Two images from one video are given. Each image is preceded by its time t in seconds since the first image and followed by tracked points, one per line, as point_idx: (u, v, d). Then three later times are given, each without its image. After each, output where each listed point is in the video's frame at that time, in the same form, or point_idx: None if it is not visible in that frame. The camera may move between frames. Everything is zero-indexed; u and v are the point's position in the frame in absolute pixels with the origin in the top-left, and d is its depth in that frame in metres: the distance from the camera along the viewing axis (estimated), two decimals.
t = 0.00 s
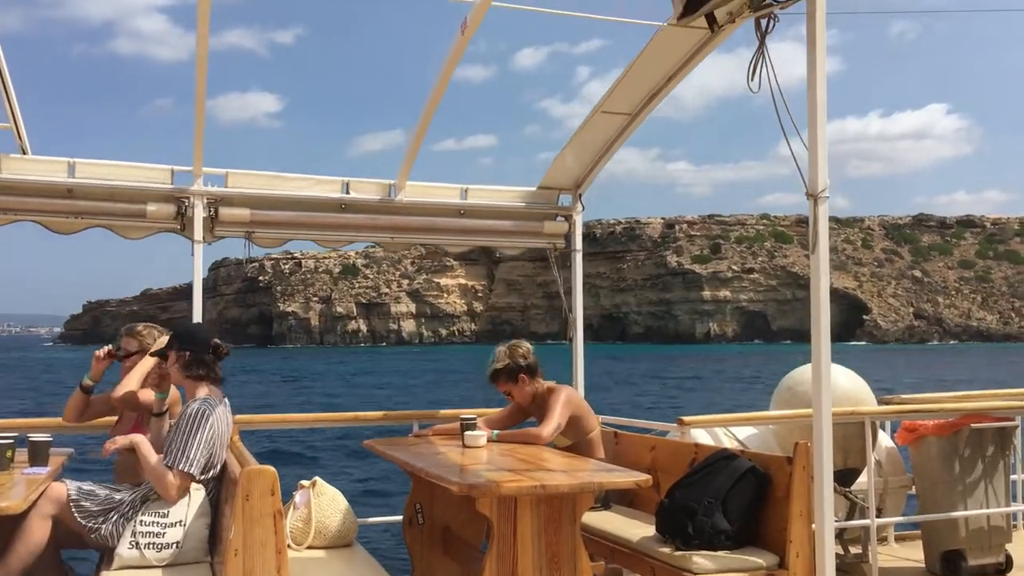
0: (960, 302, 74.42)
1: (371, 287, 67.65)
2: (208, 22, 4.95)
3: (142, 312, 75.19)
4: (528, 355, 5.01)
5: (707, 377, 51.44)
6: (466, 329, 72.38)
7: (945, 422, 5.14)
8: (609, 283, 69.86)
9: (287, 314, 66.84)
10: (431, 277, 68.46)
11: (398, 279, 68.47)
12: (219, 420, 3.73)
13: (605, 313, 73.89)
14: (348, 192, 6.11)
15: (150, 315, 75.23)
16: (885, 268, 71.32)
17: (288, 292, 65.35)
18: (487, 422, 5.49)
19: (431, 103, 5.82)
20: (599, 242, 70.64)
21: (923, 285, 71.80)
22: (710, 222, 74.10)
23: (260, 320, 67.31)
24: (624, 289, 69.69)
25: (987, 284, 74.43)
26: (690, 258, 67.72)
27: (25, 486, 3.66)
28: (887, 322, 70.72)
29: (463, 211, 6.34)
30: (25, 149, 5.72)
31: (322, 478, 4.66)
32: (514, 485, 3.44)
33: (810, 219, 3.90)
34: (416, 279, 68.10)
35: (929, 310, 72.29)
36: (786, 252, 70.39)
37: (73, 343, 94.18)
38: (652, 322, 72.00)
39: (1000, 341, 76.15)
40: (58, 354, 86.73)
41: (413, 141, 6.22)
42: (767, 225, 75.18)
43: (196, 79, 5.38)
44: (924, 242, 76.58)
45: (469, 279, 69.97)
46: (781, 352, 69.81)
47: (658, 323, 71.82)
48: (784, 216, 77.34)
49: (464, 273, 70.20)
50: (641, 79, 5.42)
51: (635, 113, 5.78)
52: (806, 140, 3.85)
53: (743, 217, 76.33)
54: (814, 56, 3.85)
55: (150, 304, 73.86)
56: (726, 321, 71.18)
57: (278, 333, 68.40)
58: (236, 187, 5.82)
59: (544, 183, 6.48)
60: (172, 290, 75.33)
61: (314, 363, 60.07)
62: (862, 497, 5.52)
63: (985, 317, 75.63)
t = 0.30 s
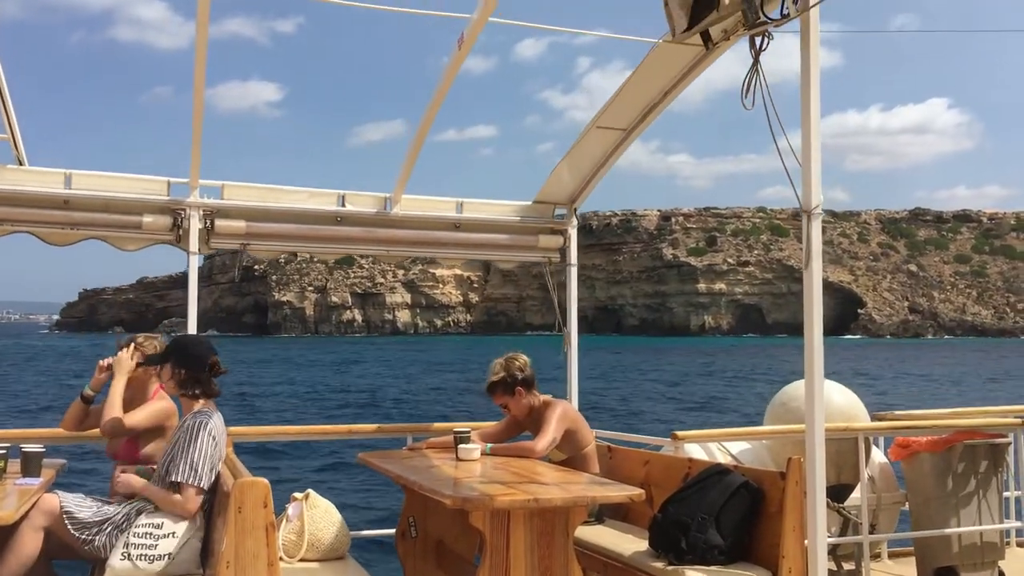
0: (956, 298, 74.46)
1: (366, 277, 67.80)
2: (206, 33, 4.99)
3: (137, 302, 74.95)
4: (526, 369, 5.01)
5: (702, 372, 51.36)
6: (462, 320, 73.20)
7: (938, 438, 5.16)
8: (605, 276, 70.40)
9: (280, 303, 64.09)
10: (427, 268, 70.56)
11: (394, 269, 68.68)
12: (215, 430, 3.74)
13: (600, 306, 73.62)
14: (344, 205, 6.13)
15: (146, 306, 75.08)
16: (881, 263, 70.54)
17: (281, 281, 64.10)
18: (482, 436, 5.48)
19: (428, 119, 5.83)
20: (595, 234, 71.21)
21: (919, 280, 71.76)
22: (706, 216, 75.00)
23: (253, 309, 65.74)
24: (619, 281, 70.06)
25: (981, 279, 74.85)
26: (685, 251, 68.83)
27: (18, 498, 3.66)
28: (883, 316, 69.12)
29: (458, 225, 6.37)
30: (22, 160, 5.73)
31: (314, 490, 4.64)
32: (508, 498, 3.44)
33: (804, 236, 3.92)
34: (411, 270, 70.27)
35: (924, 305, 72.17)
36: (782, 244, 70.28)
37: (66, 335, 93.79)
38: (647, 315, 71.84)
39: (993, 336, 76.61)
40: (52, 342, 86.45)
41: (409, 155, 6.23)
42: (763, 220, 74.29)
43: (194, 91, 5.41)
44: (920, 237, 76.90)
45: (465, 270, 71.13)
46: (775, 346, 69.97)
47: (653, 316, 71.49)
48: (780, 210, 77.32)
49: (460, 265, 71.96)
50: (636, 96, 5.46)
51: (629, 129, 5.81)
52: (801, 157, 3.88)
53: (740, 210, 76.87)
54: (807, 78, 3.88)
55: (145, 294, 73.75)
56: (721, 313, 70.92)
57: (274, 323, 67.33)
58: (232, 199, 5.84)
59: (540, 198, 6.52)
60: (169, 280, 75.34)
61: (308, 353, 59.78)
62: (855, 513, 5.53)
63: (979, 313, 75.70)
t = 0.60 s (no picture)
0: (953, 298, 73.83)
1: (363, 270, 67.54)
2: (206, 36, 4.98)
3: (135, 292, 74.88)
4: (521, 376, 5.00)
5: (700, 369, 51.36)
6: (459, 312, 73.73)
7: (934, 451, 5.16)
8: (602, 271, 70.58)
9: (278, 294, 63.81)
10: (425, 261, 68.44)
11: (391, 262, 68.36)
12: (210, 436, 3.73)
13: (597, 301, 73.59)
14: (342, 211, 6.12)
15: (143, 296, 75.09)
16: (879, 263, 70.77)
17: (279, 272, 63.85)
18: (477, 443, 5.47)
19: (426, 125, 5.84)
20: (593, 229, 71.90)
21: (916, 280, 71.84)
22: (705, 213, 74.42)
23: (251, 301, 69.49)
24: (617, 277, 70.36)
25: (980, 281, 74.41)
26: (684, 248, 68.79)
27: (10, 500, 3.63)
28: (880, 315, 69.49)
29: (456, 231, 6.36)
30: (19, 162, 5.72)
31: (308, 496, 4.63)
32: (503, 507, 3.43)
33: (802, 247, 3.92)
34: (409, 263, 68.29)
35: (921, 305, 72.14)
36: (781, 242, 69.80)
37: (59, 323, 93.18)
38: (644, 311, 71.96)
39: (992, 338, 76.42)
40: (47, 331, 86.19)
41: (408, 161, 6.23)
42: (762, 218, 74.59)
43: (192, 94, 5.41)
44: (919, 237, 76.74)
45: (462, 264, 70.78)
46: (772, 344, 70.02)
47: (650, 312, 71.65)
48: (779, 209, 77.16)
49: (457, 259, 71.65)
50: (635, 105, 5.47)
51: (628, 137, 5.81)
52: (799, 168, 3.88)
53: (739, 208, 76.50)
54: (808, 89, 3.89)
55: (143, 283, 73.68)
56: (718, 311, 70.80)
57: (271, 313, 67.69)
58: (230, 204, 5.83)
59: (538, 206, 6.52)
60: (168, 270, 75.44)
61: (305, 346, 59.68)
62: (850, 525, 5.51)
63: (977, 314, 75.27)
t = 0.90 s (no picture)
0: (950, 302, 74.04)
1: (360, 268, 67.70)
2: (207, 36, 4.99)
3: (133, 286, 75.01)
4: (518, 376, 5.01)
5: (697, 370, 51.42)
6: (456, 311, 73.96)
7: (930, 455, 5.18)
8: (599, 271, 70.80)
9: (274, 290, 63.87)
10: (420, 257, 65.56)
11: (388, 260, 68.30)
12: (207, 435, 3.73)
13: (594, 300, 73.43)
14: (340, 212, 6.12)
15: (141, 290, 75.14)
16: (876, 265, 71.08)
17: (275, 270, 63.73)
18: (474, 444, 5.48)
19: (425, 126, 5.86)
20: (591, 229, 71.35)
21: (914, 283, 71.93)
22: (704, 213, 74.12)
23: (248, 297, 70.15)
24: (614, 276, 70.12)
25: (978, 284, 74.54)
26: (681, 248, 68.50)
27: (7, 497, 3.63)
28: (877, 318, 69.25)
29: (454, 231, 6.37)
30: (17, 159, 5.72)
31: (306, 495, 4.62)
32: (499, 507, 3.43)
33: (801, 251, 3.91)
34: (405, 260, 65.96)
35: (919, 309, 72.28)
36: (778, 244, 70.02)
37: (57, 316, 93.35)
38: (641, 312, 71.89)
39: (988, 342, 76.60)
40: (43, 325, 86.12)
41: (407, 162, 6.22)
42: (760, 219, 74.20)
43: (192, 93, 5.42)
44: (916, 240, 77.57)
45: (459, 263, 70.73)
46: (769, 345, 70.13)
47: (647, 312, 71.78)
48: (777, 210, 77.01)
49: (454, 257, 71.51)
50: (635, 107, 5.46)
51: (627, 139, 5.82)
52: (798, 172, 3.89)
53: (737, 209, 76.32)
54: (806, 94, 3.90)
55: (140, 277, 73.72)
56: (715, 312, 71.65)
57: (267, 309, 68.95)
58: (228, 204, 5.84)
59: (537, 208, 6.53)
60: (165, 264, 75.39)
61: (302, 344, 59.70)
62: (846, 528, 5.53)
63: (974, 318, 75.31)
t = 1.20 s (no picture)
0: (948, 307, 74.49)
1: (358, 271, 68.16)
2: (206, 33, 4.97)
3: (131, 287, 74.96)
4: (515, 374, 5.00)
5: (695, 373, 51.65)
6: (454, 314, 73.66)
7: (929, 451, 5.19)
8: (598, 275, 70.08)
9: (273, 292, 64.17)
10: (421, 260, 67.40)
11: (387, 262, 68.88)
12: (206, 430, 3.72)
13: (592, 306, 73.36)
14: (339, 208, 6.12)
15: (139, 292, 75.09)
16: (875, 270, 71.55)
17: (274, 273, 63.79)
18: (472, 441, 5.48)
19: (424, 122, 5.84)
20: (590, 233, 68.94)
21: (912, 288, 72.06)
22: (702, 217, 74.00)
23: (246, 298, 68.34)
24: (613, 280, 69.89)
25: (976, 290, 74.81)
26: (680, 252, 68.79)
27: (5, 494, 3.63)
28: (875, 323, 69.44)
29: (452, 229, 6.36)
30: (16, 154, 5.71)
31: (305, 492, 4.62)
32: (498, 504, 3.42)
33: (800, 247, 3.91)
34: (404, 265, 67.84)
35: (917, 314, 72.60)
36: (777, 248, 70.29)
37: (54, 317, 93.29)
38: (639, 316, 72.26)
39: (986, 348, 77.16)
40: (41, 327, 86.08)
41: (406, 159, 6.21)
42: (759, 223, 73.16)
43: (190, 89, 5.40)
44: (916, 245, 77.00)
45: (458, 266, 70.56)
46: (767, 348, 70.53)
47: (645, 316, 71.87)
48: (776, 215, 76.93)
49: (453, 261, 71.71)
50: (634, 102, 5.45)
51: (627, 135, 5.81)
52: (798, 168, 3.88)
53: (736, 213, 76.21)
54: (806, 92, 3.88)
55: (139, 279, 73.80)
56: (713, 316, 72.60)
57: (264, 312, 68.63)
58: (226, 200, 5.83)
59: (535, 204, 6.53)
60: (163, 266, 75.29)
61: (301, 345, 59.79)
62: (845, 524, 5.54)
63: (972, 324, 75.49)
